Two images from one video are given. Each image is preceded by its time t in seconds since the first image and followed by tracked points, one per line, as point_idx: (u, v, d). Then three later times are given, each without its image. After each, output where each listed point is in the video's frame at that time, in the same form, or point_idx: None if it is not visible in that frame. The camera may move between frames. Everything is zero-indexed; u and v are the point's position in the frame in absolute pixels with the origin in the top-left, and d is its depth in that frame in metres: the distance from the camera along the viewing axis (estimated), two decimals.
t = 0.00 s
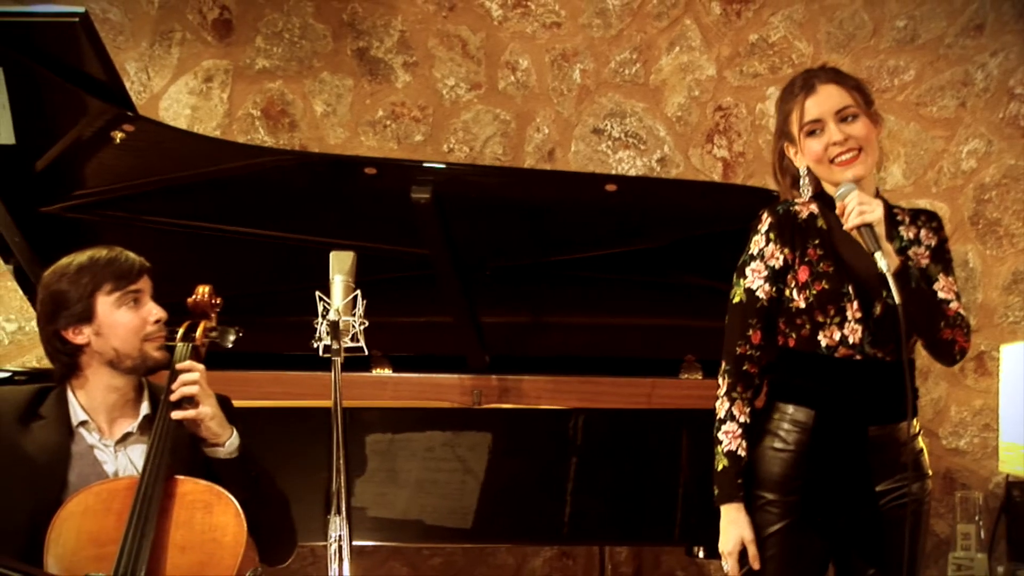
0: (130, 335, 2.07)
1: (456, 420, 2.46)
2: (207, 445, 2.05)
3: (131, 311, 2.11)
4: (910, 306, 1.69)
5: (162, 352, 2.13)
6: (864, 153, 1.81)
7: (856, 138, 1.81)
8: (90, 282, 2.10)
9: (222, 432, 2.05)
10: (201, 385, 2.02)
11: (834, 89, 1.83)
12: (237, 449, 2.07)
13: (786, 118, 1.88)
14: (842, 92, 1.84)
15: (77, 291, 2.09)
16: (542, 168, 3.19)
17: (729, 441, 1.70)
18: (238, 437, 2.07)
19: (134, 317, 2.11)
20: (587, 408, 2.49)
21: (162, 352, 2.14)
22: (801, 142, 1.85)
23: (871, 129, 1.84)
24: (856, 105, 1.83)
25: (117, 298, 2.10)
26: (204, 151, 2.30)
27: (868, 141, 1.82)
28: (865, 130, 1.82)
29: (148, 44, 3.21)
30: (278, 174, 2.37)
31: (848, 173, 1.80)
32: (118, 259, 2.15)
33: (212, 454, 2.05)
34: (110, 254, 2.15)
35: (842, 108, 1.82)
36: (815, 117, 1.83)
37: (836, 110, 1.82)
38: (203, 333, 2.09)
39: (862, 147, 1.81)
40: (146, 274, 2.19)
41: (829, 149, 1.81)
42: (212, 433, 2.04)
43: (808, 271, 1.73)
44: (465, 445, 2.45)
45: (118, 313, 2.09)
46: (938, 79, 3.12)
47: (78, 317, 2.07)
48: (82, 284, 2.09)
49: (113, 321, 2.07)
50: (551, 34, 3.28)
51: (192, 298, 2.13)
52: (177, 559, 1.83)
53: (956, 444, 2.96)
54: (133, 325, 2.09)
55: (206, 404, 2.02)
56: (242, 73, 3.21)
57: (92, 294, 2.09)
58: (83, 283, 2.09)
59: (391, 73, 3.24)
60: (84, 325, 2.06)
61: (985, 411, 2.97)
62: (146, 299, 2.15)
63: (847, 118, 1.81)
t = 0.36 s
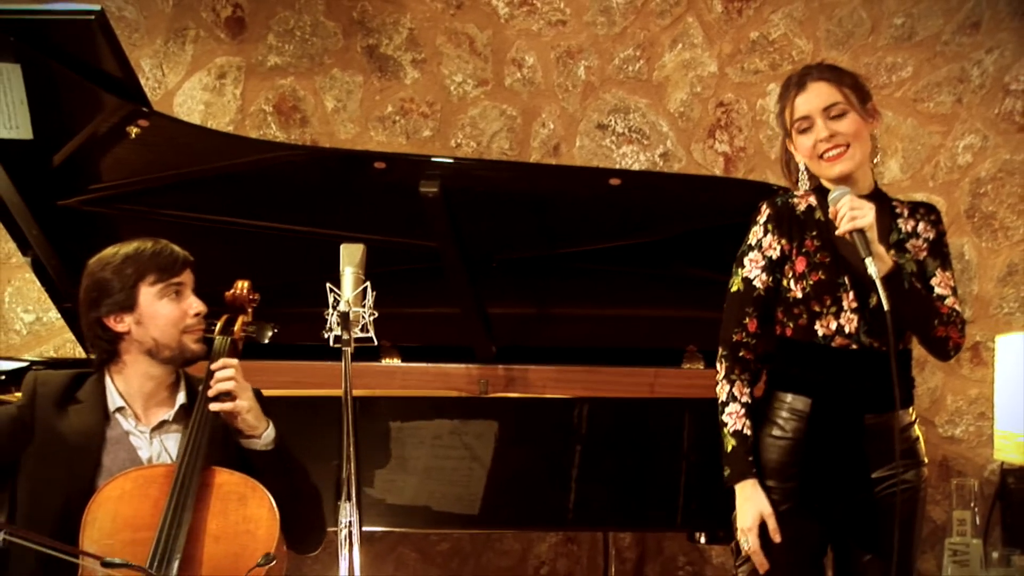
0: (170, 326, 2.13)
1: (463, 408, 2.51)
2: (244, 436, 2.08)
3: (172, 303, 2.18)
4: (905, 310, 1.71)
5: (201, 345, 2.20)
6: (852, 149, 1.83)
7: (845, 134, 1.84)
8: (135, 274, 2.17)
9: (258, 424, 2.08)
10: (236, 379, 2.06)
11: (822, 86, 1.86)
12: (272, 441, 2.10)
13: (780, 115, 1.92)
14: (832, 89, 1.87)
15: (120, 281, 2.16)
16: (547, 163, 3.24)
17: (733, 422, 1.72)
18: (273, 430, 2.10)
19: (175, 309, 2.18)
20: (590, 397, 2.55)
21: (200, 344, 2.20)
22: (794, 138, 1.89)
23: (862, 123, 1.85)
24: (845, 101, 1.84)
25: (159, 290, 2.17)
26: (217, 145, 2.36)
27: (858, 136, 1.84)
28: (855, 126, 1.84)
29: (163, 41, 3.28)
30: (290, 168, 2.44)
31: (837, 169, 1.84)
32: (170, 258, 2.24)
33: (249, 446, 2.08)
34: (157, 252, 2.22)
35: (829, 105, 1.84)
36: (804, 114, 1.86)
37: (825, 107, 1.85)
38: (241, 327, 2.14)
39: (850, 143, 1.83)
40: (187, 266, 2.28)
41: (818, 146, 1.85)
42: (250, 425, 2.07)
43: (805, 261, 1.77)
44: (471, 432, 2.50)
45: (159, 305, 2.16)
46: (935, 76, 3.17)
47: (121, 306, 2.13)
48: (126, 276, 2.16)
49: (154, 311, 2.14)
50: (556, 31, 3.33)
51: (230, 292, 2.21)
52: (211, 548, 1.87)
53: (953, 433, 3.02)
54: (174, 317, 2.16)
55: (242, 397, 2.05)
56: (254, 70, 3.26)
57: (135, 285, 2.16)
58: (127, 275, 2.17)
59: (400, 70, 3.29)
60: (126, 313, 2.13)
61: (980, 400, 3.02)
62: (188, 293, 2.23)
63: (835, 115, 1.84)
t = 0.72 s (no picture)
0: (186, 335, 1.90)
1: (465, 398, 2.52)
2: (279, 425, 1.94)
3: (194, 313, 1.92)
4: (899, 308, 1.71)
5: (221, 360, 1.94)
6: (840, 141, 1.82)
7: (834, 127, 1.82)
8: (167, 272, 1.95)
9: (294, 413, 1.93)
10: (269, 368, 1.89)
11: (812, 78, 1.85)
12: (309, 428, 1.95)
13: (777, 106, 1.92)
14: (824, 80, 1.85)
15: (152, 277, 1.95)
16: (550, 154, 3.25)
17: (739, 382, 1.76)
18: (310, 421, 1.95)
19: (194, 320, 1.92)
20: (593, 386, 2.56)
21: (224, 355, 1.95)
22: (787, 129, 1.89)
23: (854, 114, 1.83)
24: (834, 93, 1.82)
25: (183, 296, 1.93)
26: (221, 136, 2.38)
27: (850, 127, 1.82)
28: (844, 117, 1.82)
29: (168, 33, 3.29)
30: (295, 158, 2.45)
31: (826, 161, 1.83)
32: (208, 254, 1.97)
33: (286, 436, 1.94)
34: (195, 244, 1.97)
35: (818, 97, 1.83)
36: (794, 107, 1.86)
37: (814, 100, 1.84)
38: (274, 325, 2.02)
39: (838, 136, 1.81)
40: (224, 271, 1.98)
41: (808, 138, 1.84)
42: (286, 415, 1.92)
43: (801, 250, 1.80)
44: (475, 422, 2.51)
45: (180, 311, 1.93)
46: (937, 67, 3.17)
47: (150, 301, 1.96)
48: (159, 273, 1.95)
49: (175, 316, 1.92)
50: (560, 23, 3.34)
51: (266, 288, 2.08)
52: (240, 544, 1.76)
53: (954, 422, 3.03)
54: (190, 327, 1.91)
55: (278, 385, 1.90)
56: (259, 61, 3.27)
57: (166, 284, 1.94)
58: (158, 271, 1.96)
59: (404, 62, 3.31)
60: (153, 309, 1.95)
61: (982, 390, 3.03)
62: (211, 305, 1.94)
63: (823, 107, 1.82)
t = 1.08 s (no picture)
0: (229, 329, 2.03)
1: (472, 383, 2.65)
2: (318, 411, 2.10)
3: (238, 309, 2.04)
4: (884, 313, 1.83)
5: (262, 355, 2.05)
6: (819, 141, 1.94)
7: (812, 126, 1.94)
8: (218, 268, 2.08)
9: (333, 400, 2.09)
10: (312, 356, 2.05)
11: (792, 81, 1.98)
12: (345, 414, 2.10)
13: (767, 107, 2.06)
14: (805, 83, 1.98)
15: (208, 271, 2.09)
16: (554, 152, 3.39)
17: (735, 330, 1.96)
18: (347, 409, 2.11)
19: (238, 316, 2.04)
20: (595, 372, 2.69)
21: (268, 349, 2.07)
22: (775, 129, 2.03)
23: (832, 114, 1.95)
24: (813, 95, 1.95)
25: (230, 292, 2.05)
26: (240, 134, 2.52)
27: (828, 127, 1.94)
28: (822, 118, 1.94)
29: (191, 36, 3.41)
30: (311, 156, 2.59)
31: (806, 158, 1.95)
32: (258, 253, 2.08)
33: (324, 421, 2.10)
34: (247, 244, 2.09)
35: (798, 99, 1.96)
36: (777, 108, 2.00)
37: (795, 101, 1.97)
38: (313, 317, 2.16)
39: (816, 135, 1.94)
40: (268, 273, 2.07)
41: (790, 137, 1.97)
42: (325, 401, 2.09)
43: (788, 243, 1.94)
44: (483, 406, 2.65)
45: (227, 306, 2.05)
46: (921, 69, 3.31)
47: (208, 293, 2.10)
48: (213, 269, 2.09)
49: (222, 311, 2.05)
50: (563, 27, 3.47)
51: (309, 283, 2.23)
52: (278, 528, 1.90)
53: (937, 406, 3.16)
54: (235, 323, 2.03)
55: (317, 372, 2.05)
56: (278, 64, 3.41)
57: (219, 280, 2.07)
58: (212, 267, 2.09)
59: (415, 64, 3.44)
60: (208, 300, 2.10)
61: (964, 375, 3.16)
62: (255, 303, 2.05)
63: (802, 108, 1.95)
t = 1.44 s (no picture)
0: (277, 314, 2.20)
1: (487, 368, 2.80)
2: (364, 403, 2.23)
3: (286, 295, 2.21)
4: (875, 308, 2.01)
5: (307, 338, 2.21)
6: (811, 141, 2.09)
7: (805, 127, 2.09)
8: (269, 256, 2.24)
9: (375, 394, 2.22)
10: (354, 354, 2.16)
11: (786, 84, 2.11)
12: (388, 408, 2.23)
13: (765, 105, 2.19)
14: (798, 84, 2.11)
15: (259, 259, 2.26)
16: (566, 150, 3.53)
17: (735, 315, 2.11)
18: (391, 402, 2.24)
19: (286, 301, 2.21)
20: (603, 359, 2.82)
21: (313, 334, 2.23)
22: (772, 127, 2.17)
23: (824, 115, 2.09)
24: (805, 97, 2.08)
25: (279, 279, 2.22)
26: (268, 133, 2.67)
27: (819, 129, 2.09)
28: (814, 119, 2.08)
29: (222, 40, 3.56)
30: (336, 153, 2.74)
31: (799, 157, 2.11)
32: (307, 243, 2.25)
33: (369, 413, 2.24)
34: (294, 234, 2.26)
35: (792, 101, 2.10)
36: (773, 108, 2.13)
37: (790, 103, 2.10)
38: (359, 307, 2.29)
39: (808, 137, 2.09)
40: (314, 261, 2.23)
41: (785, 136, 2.13)
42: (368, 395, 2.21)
43: (784, 237, 2.10)
44: (498, 390, 2.78)
45: (276, 292, 2.22)
46: (914, 71, 3.44)
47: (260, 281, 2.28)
48: (265, 257, 2.26)
49: (271, 297, 2.22)
50: (574, 31, 3.61)
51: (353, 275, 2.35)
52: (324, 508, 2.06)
53: (930, 391, 3.29)
54: (283, 308, 2.20)
55: (361, 368, 2.18)
56: (304, 65, 3.55)
57: (269, 268, 2.24)
58: (263, 256, 2.26)
59: (434, 66, 3.58)
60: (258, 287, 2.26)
61: (955, 361, 3.30)
62: (301, 290, 2.21)
63: (795, 110, 2.09)
